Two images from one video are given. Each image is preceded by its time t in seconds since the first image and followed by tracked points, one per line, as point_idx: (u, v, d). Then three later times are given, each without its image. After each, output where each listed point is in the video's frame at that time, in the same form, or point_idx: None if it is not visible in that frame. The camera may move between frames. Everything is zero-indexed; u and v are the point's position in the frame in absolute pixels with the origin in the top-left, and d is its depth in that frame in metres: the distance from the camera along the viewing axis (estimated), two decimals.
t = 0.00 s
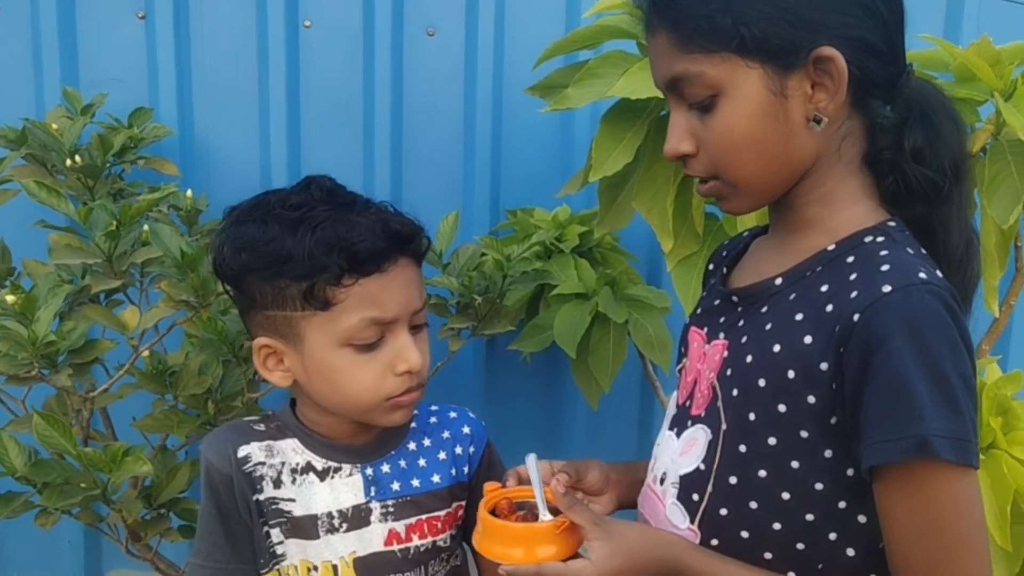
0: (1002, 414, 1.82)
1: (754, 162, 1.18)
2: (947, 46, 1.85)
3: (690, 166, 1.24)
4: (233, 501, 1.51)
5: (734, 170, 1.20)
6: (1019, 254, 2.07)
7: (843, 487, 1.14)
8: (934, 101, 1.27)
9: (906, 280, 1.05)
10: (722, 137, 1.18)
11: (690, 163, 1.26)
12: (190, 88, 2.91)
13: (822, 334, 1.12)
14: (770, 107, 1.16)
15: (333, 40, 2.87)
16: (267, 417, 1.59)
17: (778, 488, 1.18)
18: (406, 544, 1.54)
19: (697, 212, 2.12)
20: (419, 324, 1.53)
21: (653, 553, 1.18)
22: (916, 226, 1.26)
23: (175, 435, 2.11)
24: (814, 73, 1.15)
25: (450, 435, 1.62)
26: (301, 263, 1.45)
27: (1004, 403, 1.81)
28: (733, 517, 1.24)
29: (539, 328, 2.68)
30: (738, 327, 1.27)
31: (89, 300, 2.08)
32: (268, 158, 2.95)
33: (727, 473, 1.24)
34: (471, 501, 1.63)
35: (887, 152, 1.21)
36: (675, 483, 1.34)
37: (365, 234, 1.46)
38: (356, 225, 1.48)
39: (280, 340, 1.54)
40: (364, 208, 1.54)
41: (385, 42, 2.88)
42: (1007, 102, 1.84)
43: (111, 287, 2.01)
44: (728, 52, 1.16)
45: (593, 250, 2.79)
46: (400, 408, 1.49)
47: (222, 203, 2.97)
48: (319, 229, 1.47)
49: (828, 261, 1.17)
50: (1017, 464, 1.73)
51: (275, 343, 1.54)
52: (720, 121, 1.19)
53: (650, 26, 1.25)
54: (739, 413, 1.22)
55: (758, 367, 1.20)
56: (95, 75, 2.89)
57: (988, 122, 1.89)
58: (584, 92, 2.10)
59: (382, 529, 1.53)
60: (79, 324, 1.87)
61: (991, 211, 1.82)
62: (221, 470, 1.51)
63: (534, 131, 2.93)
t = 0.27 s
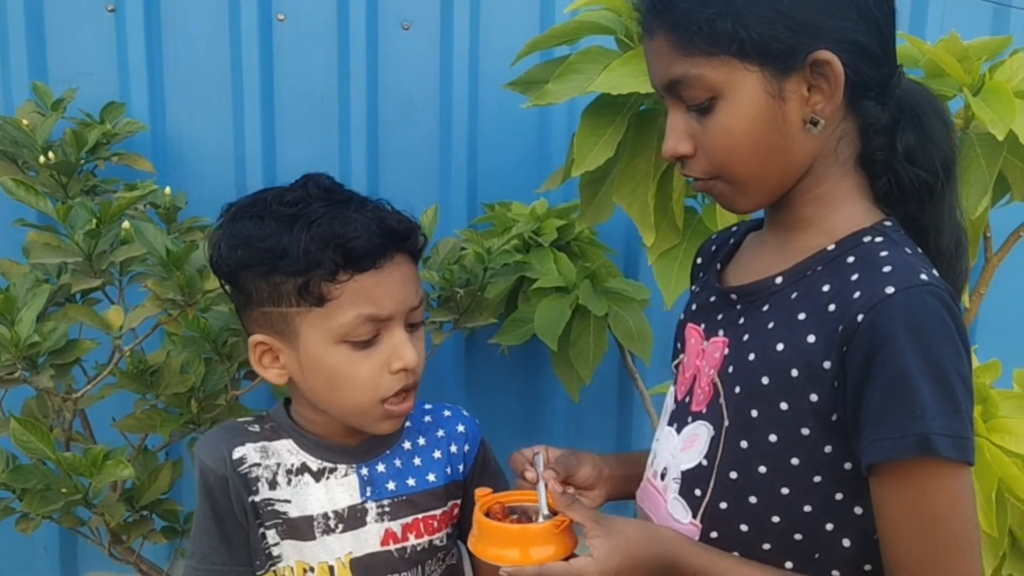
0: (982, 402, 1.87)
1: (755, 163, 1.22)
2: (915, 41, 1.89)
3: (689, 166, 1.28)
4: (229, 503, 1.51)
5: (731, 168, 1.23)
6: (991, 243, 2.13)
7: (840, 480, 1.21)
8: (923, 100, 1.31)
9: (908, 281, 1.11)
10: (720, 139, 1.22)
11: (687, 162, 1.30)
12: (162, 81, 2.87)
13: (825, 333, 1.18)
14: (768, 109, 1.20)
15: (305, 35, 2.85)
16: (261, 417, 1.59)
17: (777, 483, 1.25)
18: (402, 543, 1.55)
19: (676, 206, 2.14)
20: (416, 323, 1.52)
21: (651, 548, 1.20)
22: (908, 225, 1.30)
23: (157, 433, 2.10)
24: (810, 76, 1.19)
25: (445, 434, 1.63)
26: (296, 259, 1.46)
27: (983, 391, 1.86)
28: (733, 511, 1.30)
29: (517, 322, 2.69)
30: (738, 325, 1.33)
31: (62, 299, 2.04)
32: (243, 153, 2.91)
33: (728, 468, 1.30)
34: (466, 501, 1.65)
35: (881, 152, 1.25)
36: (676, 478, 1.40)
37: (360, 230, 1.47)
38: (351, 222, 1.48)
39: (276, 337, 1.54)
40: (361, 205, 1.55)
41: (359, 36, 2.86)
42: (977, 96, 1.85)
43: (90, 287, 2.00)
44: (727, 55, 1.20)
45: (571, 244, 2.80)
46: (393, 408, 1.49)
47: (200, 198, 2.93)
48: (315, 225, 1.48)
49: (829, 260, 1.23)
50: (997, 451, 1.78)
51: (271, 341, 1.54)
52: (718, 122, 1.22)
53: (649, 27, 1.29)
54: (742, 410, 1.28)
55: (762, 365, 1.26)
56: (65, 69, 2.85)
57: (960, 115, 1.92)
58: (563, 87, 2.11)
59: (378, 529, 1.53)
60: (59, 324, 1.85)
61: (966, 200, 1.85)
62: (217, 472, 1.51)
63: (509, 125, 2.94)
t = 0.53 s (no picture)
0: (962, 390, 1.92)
1: (754, 160, 1.24)
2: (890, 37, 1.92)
3: (683, 165, 1.30)
4: (228, 494, 1.51)
5: (727, 166, 1.26)
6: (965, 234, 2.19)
7: (835, 469, 1.24)
8: (912, 95, 1.34)
9: (905, 278, 1.14)
10: (716, 138, 1.24)
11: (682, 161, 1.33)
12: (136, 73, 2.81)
13: (824, 328, 1.21)
14: (762, 109, 1.22)
15: (281, 28, 2.83)
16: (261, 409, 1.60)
17: (774, 474, 1.28)
18: (399, 534, 1.56)
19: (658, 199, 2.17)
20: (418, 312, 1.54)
21: (652, 536, 1.24)
22: (900, 219, 1.33)
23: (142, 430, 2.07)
24: (804, 74, 1.22)
25: (442, 425, 1.65)
26: (297, 248, 1.47)
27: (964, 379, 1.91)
28: (729, 500, 1.33)
29: (499, 315, 2.70)
30: (735, 319, 1.36)
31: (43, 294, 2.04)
32: (219, 148, 2.88)
33: (725, 459, 1.33)
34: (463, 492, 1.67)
35: (873, 149, 1.29)
36: (671, 468, 1.43)
37: (359, 217, 1.49)
38: (350, 209, 1.50)
39: (278, 329, 1.54)
40: (359, 195, 1.57)
41: (336, 29, 2.84)
42: (950, 91, 1.88)
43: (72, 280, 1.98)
44: (722, 55, 1.22)
45: (550, 237, 2.81)
46: (393, 397, 1.50)
47: (177, 192, 2.87)
48: (314, 214, 1.49)
49: (825, 256, 1.26)
50: (978, 438, 1.83)
51: (274, 334, 1.55)
52: (712, 120, 1.25)
53: (644, 30, 1.31)
54: (739, 403, 1.31)
55: (759, 358, 1.29)
56: (35, 62, 2.77)
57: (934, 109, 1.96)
58: (548, 82, 2.12)
59: (376, 520, 1.54)
60: (44, 319, 1.84)
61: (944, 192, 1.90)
62: (217, 462, 1.51)
63: (487, 119, 2.95)
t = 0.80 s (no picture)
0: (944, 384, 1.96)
1: (739, 155, 1.26)
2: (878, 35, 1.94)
3: (674, 161, 1.31)
4: (217, 488, 1.50)
5: (717, 161, 1.27)
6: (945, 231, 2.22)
7: (821, 461, 1.26)
8: (897, 90, 1.35)
9: (886, 273, 1.15)
10: (706, 134, 1.25)
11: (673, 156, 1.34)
12: (117, 69, 2.79)
13: (808, 323, 1.22)
14: (751, 104, 1.23)
15: (260, 23, 2.80)
16: (250, 405, 1.59)
17: (761, 465, 1.29)
18: (387, 529, 1.56)
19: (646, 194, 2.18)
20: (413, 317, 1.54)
21: (645, 527, 1.25)
22: (882, 213, 1.35)
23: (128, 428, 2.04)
24: (791, 70, 1.23)
25: (431, 421, 1.65)
26: (301, 247, 1.46)
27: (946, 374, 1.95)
28: (718, 492, 1.35)
29: (483, 312, 2.69)
30: (722, 313, 1.37)
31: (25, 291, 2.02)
32: (201, 142, 2.85)
33: (714, 451, 1.35)
34: (453, 486, 1.67)
35: (856, 142, 1.31)
36: (659, 462, 1.44)
37: (366, 222, 1.48)
38: (358, 213, 1.50)
39: (274, 322, 1.54)
40: (367, 198, 1.56)
41: (320, 22, 2.83)
42: (934, 88, 1.90)
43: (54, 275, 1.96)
44: (711, 52, 1.23)
45: (534, 232, 2.81)
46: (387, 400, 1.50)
47: (159, 188, 2.85)
48: (321, 215, 1.49)
49: (809, 252, 1.28)
50: (959, 431, 1.87)
51: (269, 326, 1.54)
52: (703, 116, 1.26)
53: (631, 29, 1.32)
54: (727, 396, 1.32)
55: (745, 353, 1.30)
56: (16, 56, 2.75)
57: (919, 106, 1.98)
58: (536, 77, 2.13)
59: (364, 516, 1.54)
60: (28, 315, 1.84)
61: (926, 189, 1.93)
62: (206, 457, 1.50)
63: (472, 114, 2.95)
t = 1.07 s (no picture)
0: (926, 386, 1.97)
1: (713, 163, 1.27)
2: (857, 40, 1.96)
3: (649, 168, 1.32)
4: (209, 494, 1.48)
5: (692, 169, 1.27)
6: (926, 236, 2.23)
7: (805, 464, 1.26)
8: (868, 96, 1.36)
9: (863, 277, 1.17)
10: (680, 141, 1.26)
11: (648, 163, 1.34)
12: (98, 73, 2.77)
13: (787, 327, 1.23)
14: (724, 111, 1.24)
15: (245, 26, 2.79)
16: (240, 411, 1.58)
17: (746, 468, 1.30)
18: (380, 535, 1.55)
19: (630, 198, 2.18)
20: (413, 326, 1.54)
21: (636, 528, 1.25)
22: (860, 217, 1.37)
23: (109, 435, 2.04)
24: (762, 78, 1.24)
25: (423, 426, 1.65)
26: (305, 255, 1.45)
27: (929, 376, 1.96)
28: (705, 495, 1.35)
29: (468, 316, 2.69)
30: (704, 317, 1.38)
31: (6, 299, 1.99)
32: (184, 147, 2.84)
33: (700, 454, 1.35)
34: (444, 490, 1.67)
35: (831, 148, 1.32)
36: (646, 466, 1.45)
37: (373, 233, 1.47)
38: (365, 224, 1.49)
39: (273, 327, 1.53)
40: (373, 206, 1.55)
41: (303, 27, 2.82)
42: (914, 94, 1.93)
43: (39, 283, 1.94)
44: (683, 60, 1.24)
45: (519, 237, 2.82)
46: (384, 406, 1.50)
47: (144, 193, 2.84)
48: (328, 224, 1.47)
49: (788, 256, 1.28)
50: (942, 433, 1.89)
51: (268, 331, 1.53)
52: (677, 124, 1.26)
53: (606, 38, 1.32)
54: (711, 400, 1.33)
55: (727, 356, 1.31)
56: None
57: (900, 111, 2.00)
58: (520, 81, 2.14)
59: (356, 521, 1.54)
60: (11, 323, 1.83)
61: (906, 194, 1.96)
62: (198, 464, 1.49)
63: (456, 118, 2.95)
